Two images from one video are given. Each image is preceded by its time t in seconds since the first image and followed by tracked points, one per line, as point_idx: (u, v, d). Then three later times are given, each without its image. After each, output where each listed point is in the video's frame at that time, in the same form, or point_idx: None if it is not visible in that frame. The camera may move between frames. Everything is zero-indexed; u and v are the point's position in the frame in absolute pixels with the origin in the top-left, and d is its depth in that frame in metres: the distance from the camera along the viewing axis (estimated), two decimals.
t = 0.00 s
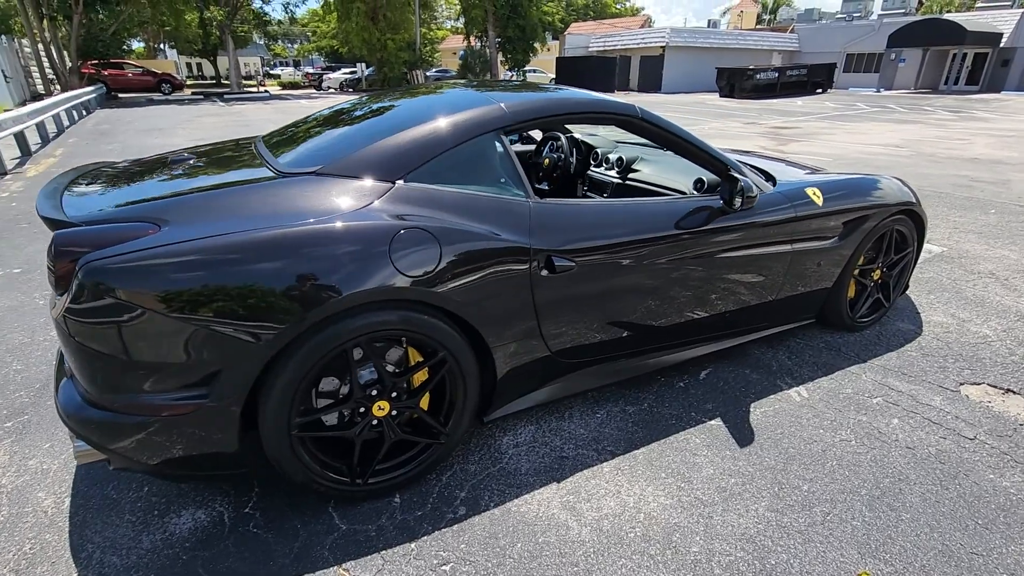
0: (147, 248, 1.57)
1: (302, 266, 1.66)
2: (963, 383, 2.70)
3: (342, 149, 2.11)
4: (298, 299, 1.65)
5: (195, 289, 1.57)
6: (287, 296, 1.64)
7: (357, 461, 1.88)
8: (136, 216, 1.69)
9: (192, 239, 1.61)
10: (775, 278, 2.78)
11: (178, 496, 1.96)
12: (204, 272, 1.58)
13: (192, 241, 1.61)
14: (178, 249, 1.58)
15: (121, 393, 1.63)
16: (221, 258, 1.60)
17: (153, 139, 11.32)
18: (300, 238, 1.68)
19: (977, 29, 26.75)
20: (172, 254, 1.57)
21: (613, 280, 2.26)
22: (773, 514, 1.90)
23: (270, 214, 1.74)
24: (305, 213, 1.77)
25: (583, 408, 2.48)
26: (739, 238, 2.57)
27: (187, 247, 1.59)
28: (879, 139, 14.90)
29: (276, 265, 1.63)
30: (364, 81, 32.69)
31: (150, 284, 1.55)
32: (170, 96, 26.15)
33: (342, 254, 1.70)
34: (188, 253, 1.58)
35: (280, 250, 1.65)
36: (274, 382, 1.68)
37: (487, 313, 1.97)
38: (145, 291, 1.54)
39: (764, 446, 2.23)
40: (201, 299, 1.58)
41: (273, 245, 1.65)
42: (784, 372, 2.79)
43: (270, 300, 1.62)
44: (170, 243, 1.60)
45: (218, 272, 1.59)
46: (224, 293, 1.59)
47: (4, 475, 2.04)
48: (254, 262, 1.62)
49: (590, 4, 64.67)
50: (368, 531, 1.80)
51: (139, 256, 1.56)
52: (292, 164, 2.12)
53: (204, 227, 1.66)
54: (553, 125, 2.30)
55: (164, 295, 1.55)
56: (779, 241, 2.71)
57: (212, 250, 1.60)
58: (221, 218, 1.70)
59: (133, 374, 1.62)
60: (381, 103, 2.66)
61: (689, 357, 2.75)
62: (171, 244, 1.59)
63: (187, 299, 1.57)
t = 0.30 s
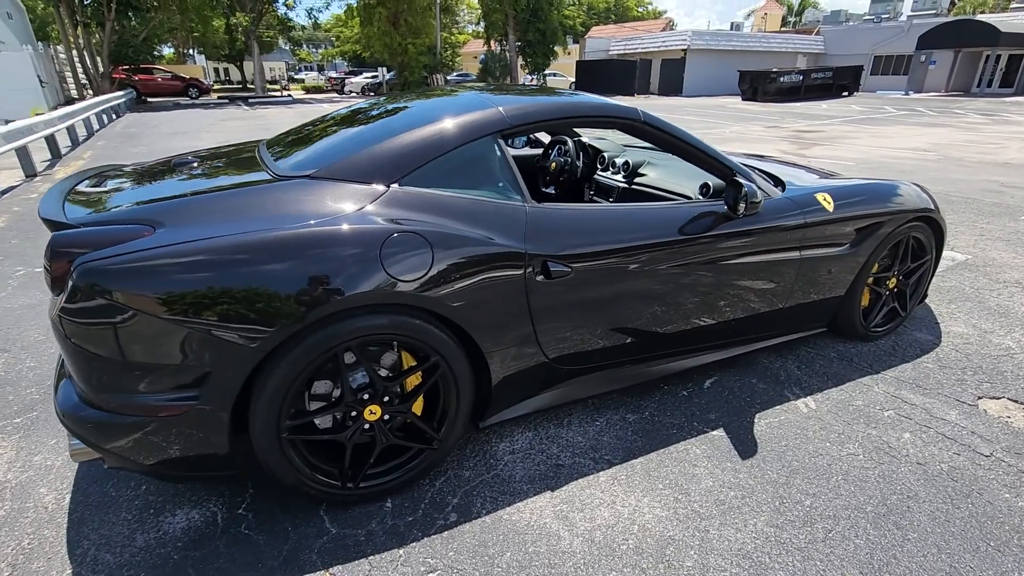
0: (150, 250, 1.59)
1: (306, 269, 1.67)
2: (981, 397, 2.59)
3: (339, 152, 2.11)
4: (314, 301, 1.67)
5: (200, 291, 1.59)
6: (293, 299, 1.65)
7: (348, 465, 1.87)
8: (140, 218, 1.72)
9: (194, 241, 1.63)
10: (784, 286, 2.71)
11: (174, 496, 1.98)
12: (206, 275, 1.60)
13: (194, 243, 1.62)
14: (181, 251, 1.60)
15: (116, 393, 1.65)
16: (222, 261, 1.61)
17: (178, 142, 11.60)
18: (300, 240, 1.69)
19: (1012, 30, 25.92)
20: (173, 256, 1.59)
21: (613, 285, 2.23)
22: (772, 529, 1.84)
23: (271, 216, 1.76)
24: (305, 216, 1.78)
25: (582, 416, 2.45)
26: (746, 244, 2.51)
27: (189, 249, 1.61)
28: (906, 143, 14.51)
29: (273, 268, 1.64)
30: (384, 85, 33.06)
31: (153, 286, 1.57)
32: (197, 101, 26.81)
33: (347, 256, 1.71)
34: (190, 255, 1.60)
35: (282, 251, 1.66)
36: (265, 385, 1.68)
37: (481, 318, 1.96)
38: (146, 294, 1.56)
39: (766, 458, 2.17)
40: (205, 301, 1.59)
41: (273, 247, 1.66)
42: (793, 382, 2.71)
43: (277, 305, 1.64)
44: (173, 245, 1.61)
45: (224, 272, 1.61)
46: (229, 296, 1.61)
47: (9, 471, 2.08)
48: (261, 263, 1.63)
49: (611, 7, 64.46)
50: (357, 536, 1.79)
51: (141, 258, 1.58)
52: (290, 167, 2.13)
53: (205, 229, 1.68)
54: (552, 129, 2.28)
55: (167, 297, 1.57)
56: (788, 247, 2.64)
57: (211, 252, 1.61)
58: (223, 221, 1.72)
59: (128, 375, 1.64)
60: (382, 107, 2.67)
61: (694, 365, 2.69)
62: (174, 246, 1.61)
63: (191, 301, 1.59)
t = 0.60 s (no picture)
0: (149, 250, 1.65)
1: (307, 269, 1.71)
2: (987, 410, 2.51)
3: (329, 156, 2.15)
4: (322, 300, 1.72)
5: (201, 291, 1.64)
6: (292, 300, 1.69)
7: (331, 464, 1.90)
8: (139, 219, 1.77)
9: (193, 242, 1.68)
10: (782, 293, 2.66)
11: (166, 490, 2.03)
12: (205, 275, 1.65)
13: (193, 244, 1.67)
14: (180, 251, 1.65)
15: (108, 389, 1.70)
16: (219, 262, 1.66)
17: (201, 146, 11.91)
18: (296, 241, 1.73)
19: None
20: (170, 257, 1.64)
21: (602, 290, 2.22)
22: (755, 539, 1.81)
23: (268, 218, 1.80)
24: (300, 217, 1.82)
25: (572, 421, 2.44)
26: (741, 250, 2.48)
27: (189, 250, 1.66)
28: (931, 148, 14.15)
29: (271, 269, 1.69)
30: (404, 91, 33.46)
31: (154, 286, 1.62)
32: (222, 107, 27.47)
33: (344, 256, 1.75)
34: (190, 255, 1.65)
35: (268, 253, 1.70)
36: (249, 383, 1.72)
37: (466, 321, 1.97)
38: (145, 294, 1.61)
39: (756, 467, 2.14)
40: (206, 301, 1.64)
41: (271, 247, 1.71)
42: (790, 391, 2.67)
43: (275, 307, 1.68)
44: (173, 246, 1.67)
45: (226, 272, 1.66)
46: (231, 298, 1.65)
47: (13, 462, 2.16)
48: (263, 262, 1.68)
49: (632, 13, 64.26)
50: (339, 534, 1.82)
51: (140, 258, 1.63)
52: (282, 171, 2.18)
53: (203, 231, 1.73)
54: (541, 134, 2.29)
55: (166, 296, 1.62)
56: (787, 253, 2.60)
57: (208, 253, 1.66)
58: (220, 222, 1.77)
59: (119, 372, 1.68)
60: (378, 112, 2.71)
61: (689, 372, 2.67)
62: (172, 247, 1.66)
63: (192, 301, 1.64)
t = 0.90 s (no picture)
0: (146, 251, 1.72)
1: (304, 269, 1.78)
2: (976, 418, 2.48)
3: (314, 161, 2.21)
4: (318, 297, 1.79)
5: (199, 290, 1.72)
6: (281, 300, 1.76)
7: (309, 459, 1.96)
8: (134, 221, 1.85)
9: (189, 243, 1.75)
10: (769, 298, 2.66)
11: (154, 482, 2.10)
12: (203, 275, 1.72)
13: (188, 245, 1.75)
14: (176, 252, 1.73)
15: (98, 384, 1.77)
16: (218, 262, 1.74)
17: (218, 151, 12.17)
18: (284, 242, 1.80)
19: None
20: (166, 257, 1.72)
21: (582, 294, 2.24)
22: (724, 542, 1.82)
23: (261, 219, 1.87)
24: (283, 220, 1.89)
25: (554, 422, 2.47)
26: (724, 255, 2.48)
27: (185, 251, 1.73)
28: (950, 154, 13.88)
29: (269, 268, 1.76)
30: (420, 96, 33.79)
31: (150, 286, 1.69)
32: (241, 112, 28.01)
33: (326, 258, 1.82)
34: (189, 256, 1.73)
35: (248, 254, 1.76)
36: (230, 378, 1.78)
37: (444, 322, 2.01)
38: (141, 293, 1.69)
39: (733, 471, 2.15)
40: (206, 302, 1.72)
41: (258, 248, 1.78)
42: (776, 396, 2.66)
43: (262, 303, 1.75)
44: (158, 245, 1.74)
45: (225, 271, 1.73)
46: (230, 299, 1.73)
47: (13, 452, 2.26)
48: (262, 261, 1.76)
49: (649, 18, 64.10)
50: (316, 527, 1.87)
51: (138, 259, 1.70)
52: (269, 175, 2.24)
53: (192, 232, 1.80)
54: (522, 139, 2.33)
55: (164, 296, 1.70)
56: (772, 258, 2.60)
57: (203, 254, 1.74)
58: (214, 223, 1.84)
59: (107, 367, 1.75)
60: (368, 116, 2.78)
61: (673, 376, 2.68)
62: (168, 247, 1.74)
63: (190, 301, 1.71)
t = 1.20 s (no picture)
0: (141, 251, 1.78)
1: (285, 268, 1.83)
2: (962, 423, 2.47)
3: (300, 163, 2.27)
4: (304, 295, 1.85)
5: (196, 289, 1.77)
6: (262, 297, 1.81)
7: (291, 453, 2.01)
8: (128, 221, 1.91)
9: (184, 243, 1.82)
10: (755, 300, 2.67)
11: (144, 475, 2.16)
12: (200, 274, 1.78)
13: (183, 246, 1.81)
14: (168, 252, 1.79)
15: (87, 378, 1.83)
16: (216, 262, 1.80)
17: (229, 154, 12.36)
18: (267, 242, 1.85)
19: None
20: (161, 257, 1.78)
21: (563, 295, 2.27)
22: (696, 541, 1.84)
23: (254, 220, 1.93)
24: (267, 220, 1.94)
25: (537, 422, 2.50)
26: (708, 257, 2.50)
27: (177, 251, 1.80)
28: (965, 158, 13.66)
29: (251, 267, 1.81)
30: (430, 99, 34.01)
31: (137, 284, 1.75)
32: (255, 115, 28.39)
33: (307, 257, 1.86)
34: (185, 256, 1.79)
35: (231, 254, 1.81)
36: (213, 373, 1.84)
37: (424, 321, 2.06)
38: (132, 291, 1.75)
39: (711, 472, 2.16)
40: (205, 302, 1.78)
41: (242, 247, 1.83)
42: (761, 399, 2.67)
43: (243, 301, 1.80)
44: (145, 245, 1.80)
45: (222, 270, 1.79)
46: (213, 296, 1.78)
47: (12, 444, 2.34)
48: (259, 259, 1.82)
49: (662, 20, 63.76)
50: (295, 520, 1.92)
51: (134, 259, 1.76)
52: (257, 176, 2.30)
53: (179, 232, 1.86)
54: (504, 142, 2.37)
55: (161, 295, 1.76)
56: (757, 261, 2.61)
57: (191, 254, 1.80)
58: (208, 224, 1.90)
59: (96, 363, 1.82)
60: (357, 119, 2.84)
61: (658, 377, 2.69)
62: (157, 247, 1.80)
63: (188, 300, 1.77)
